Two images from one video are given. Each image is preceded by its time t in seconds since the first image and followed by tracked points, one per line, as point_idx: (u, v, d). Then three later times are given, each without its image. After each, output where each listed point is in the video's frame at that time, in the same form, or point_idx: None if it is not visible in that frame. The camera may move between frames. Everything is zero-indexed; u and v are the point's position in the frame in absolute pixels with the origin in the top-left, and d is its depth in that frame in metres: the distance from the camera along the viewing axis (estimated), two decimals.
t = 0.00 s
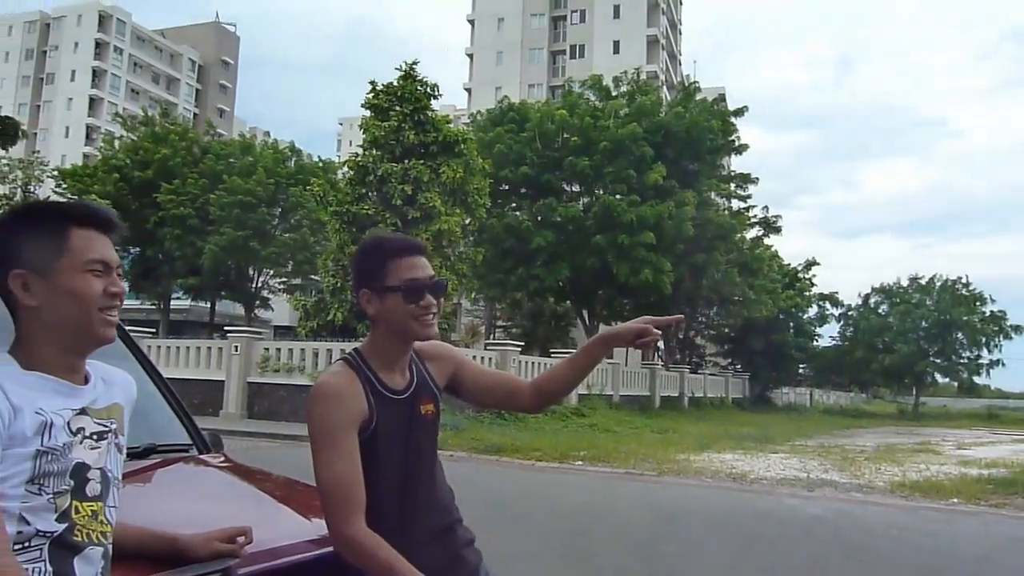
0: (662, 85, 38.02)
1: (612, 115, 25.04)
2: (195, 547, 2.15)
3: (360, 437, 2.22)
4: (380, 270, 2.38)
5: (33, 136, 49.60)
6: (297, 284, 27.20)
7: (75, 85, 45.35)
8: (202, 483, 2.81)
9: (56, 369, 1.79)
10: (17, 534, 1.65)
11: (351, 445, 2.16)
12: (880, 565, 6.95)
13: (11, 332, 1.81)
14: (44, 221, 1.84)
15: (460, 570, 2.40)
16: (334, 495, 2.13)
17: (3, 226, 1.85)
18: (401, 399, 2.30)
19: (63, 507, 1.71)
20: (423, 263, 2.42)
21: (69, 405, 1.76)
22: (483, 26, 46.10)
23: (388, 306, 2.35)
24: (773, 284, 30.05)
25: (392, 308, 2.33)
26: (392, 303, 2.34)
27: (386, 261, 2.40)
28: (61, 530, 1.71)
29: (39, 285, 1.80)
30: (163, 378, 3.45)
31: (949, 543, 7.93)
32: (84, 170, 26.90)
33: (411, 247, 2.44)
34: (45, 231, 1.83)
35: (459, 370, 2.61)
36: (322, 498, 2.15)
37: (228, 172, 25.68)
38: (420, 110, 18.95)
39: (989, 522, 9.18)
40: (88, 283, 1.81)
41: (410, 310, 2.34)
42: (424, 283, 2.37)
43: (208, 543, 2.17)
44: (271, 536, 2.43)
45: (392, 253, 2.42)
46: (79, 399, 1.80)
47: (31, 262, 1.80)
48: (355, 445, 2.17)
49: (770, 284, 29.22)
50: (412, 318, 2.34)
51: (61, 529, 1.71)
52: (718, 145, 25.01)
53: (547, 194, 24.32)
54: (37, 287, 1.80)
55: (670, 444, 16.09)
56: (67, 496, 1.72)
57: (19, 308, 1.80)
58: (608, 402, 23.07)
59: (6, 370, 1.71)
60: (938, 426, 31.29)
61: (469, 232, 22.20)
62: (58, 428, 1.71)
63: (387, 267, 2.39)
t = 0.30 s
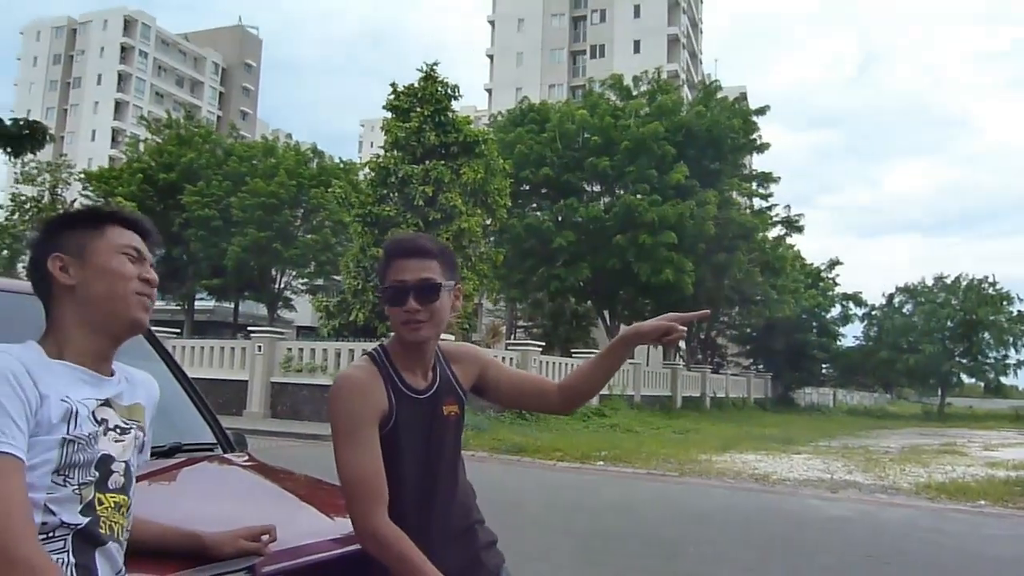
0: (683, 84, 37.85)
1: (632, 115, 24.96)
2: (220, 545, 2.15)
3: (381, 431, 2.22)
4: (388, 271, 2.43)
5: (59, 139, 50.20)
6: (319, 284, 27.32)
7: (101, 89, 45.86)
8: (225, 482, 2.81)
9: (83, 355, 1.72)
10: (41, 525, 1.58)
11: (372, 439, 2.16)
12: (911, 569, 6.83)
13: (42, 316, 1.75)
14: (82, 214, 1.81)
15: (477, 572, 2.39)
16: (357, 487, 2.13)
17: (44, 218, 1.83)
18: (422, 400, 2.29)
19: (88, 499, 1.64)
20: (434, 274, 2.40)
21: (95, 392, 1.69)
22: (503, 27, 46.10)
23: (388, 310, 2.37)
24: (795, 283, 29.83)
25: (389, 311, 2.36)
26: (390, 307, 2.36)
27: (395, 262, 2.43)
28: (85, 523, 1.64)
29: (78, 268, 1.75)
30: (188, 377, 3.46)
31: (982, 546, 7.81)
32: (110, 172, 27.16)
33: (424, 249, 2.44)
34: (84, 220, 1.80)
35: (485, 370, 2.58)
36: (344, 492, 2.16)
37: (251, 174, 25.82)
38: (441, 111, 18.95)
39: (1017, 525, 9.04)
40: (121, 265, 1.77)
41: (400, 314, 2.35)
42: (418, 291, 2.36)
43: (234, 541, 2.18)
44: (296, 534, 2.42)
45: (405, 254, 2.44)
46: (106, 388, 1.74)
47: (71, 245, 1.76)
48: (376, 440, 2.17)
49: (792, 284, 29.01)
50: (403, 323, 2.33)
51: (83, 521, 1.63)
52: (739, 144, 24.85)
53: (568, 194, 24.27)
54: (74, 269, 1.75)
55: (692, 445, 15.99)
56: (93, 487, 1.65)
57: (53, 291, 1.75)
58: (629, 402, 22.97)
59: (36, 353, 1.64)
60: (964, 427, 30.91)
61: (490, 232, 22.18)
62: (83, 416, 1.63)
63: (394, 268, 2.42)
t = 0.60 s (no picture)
0: (693, 84, 37.76)
1: (642, 114, 24.91)
2: (231, 545, 2.13)
3: (390, 431, 2.21)
4: (399, 272, 2.41)
5: (72, 141, 50.49)
6: (329, 285, 27.35)
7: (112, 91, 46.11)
8: (235, 483, 2.79)
9: (90, 353, 1.68)
10: (50, 527, 1.55)
11: (381, 438, 2.15)
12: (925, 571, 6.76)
13: (49, 311, 1.71)
14: (86, 204, 1.75)
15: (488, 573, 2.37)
16: (365, 486, 2.11)
17: (48, 209, 1.77)
18: (431, 401, 2.27)
19: (97, 502, 1.61)
20: (445, 278, 2.38)
21: (105, 390, 1.67)
22: (512, 27, 46.15)
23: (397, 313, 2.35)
24: (806, 283, 29.72)
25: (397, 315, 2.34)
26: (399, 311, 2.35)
27: (406, 263, 2.41)
28: (93, 525, 1.62)
29: (89, 263, 1.71)
30: (198, 377, 3.46)
31: (996, 548, 7.73)
32: (121, 174, 27.28)
33: (436, 251, 2.42)
34: (91, 212, 1.75)
35: (495, 375, 2.56)
36: (354, 491, 2.14)
37: (261, 176, 25.87)
38: (450, 112, 18.98)
39: None
40: (133, 259, 1.74)
41: (409, 317, 2.33)
42: (428, 294, 2.34)
43: (245, 542, 2.16)
44: (306, 533, 2.39)
45: (416, 255, 2.42)
46: (115, 388, 1.71)
47: (81, 238, 1.72)
48: (385, 438, 2.16)
49: (802, 284, 28.91)
50: (411, 326, 2.32)
51: (92, 524, 1.61)
52: (750, 144, 24.78)
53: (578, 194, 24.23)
54: (85, 265, 1.70)
55: (703, 445, 15.91)
56: (103, 489, 1.63)
57: (63, 285, 1.70)
58: (639, 403, 22.89)
59: (47, 348, 1.61)
60: (977, 428, 30.70)
61: (500, 233, 22.17)
62: (93, 416, 1.61)
63: (405, 269, 2.40)
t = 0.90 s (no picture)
0: (698, 84, 37.71)
1: (648, 115, 24.87)
2: (237, 546, 2.11)
3: (401, 432, 2.19)
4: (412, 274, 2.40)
5: (78, 142, 50.63)
6: (335, 285, 27.36)
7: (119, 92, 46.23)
8: (242, 483, 2.77)
9: (87, 349, 1.66)
10: (53, 532, 1.53)
11: (394, 439, 2.13)
12: (934, 573, 6.72)
13: (45, 307, 1.69)
14: (79, 194, 1.73)
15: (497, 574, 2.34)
16: (377, 487, 2.09)
17: (35, 201, 1.73)
18: (442, 404, 2.25)
19: (101, 506, 1.59)
20: (459, 282, 2.36)
21: (104, 386, 1.63)
22: (517, 28, 46.13)
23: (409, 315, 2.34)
24: (812, 284, 29.64)
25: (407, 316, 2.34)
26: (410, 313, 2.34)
27: (421, 266, 2.39)
28: (97, 531, 1.60)
29: (78, 253, 1.68)
30: (204, 377, 3.45)
31: (1005, 550, 7.70)
32: (128, 175, 27.33)
33: (451, 254, 2.40)
34: (78, 202, 1.72)
35: (503, 384, 2.54)
36: (365, 491, 2.13)
37: (267, 177, 25.89)
38: (456, 112, 18.98)
39: None
40: (124, 249, 1.71)
41: (421, 320, 2.31)
42: (442, 298, 2.32)
43: (251, 543, 2.14)
44: (312, 535, 2.36)
45: (430, 258, 2.40)
46: (116, 386, 1.68)
47: (70, 228, 1.69)
48: (396, 439, 2.14)
49: (809, 285, 28.85)
50: (423, 329, 2.30)
51: (95, 530, 1.59)
52: (756, 144, 24.71)
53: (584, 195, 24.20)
54: (73, 254, 1.67)
55: (709, 446, 15.86)
56: (105, 494, 1.60)
57: (53, 277, 1.67)
58: (646, 404, 22.84)
59: (44, 344, 1.59)
60: (984, 429, 30.55)
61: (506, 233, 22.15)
62: (94, 417, 1.58)
63: (419, 272, 2.39)
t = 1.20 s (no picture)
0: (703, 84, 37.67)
1: (654, 114, 24.86)
2: (243, 545, 2.12)
3: (416, 430, 2.24)
4: (440, 275, 2.44)
5: (85, 143, 50.80)
6: (341, 285, 27.40)
7: (126, 93, 46.37)
8: (249, 483, 2.78)
9: (99, 348, 1.67)
10: (53, 533, 1.54)
11: (409, 439, 2.20)
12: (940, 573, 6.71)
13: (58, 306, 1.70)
14: (98, 194, 1.75)
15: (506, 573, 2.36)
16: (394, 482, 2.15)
17: (51, 202, 1.75)
18: (456, 404, 2.29)
19: (102, 507, 1.60)
20: (487, 283, 2.42)
21: (112, 385, 1.65)
22: (522, 28, 46.16)
23: (436, 315, 2.39)
24: (817, 283, 29.60)
25: (435, 316, 2.38)
26: (438, 312, 2.38)
27: (449, 267, 2.44)
28: (97, 531, 1.60)
29: (97, 251, 1.69)
30: (210, 377, 3.46)
31: (1011, 550, 7.69)
32: (134, 175, 27.41)
33: (477, 257, 2.46)
34: (94, 204, 1.73)
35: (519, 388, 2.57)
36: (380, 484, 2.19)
37: (272, 177, 25.92)
38: (461, 112, 19.04)
39: None
40: (142, 249, 1.72)
41: (451, 319, 2.36)
42: (474, 299, 2.38)
43: (257, 542, 2.15)
44: (317, 533, 2.37)
45: (457, 262, 2.45)
46: (121, 386, 1.69)
47: (87, 228, 1.70)
48: (411, 436, 2.20)
49: (814, 285, 28.81)
50: (452, 329, 2.34)
51: (95, 530, 1.60)
52: (761, 144, 24.70)
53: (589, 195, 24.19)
54: (92, 253, 1.69)
55: (715, 446, 15.85)
56: (108, 495, 1.61)
57: (70, 275, 1.69)
58: (651, 404, 22.83)
59: (53, 341, 1.60)
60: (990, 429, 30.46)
61: (512, 234, 22.16)
62: (98, 417, 1.58)
63: (446, 272, 2.43)
